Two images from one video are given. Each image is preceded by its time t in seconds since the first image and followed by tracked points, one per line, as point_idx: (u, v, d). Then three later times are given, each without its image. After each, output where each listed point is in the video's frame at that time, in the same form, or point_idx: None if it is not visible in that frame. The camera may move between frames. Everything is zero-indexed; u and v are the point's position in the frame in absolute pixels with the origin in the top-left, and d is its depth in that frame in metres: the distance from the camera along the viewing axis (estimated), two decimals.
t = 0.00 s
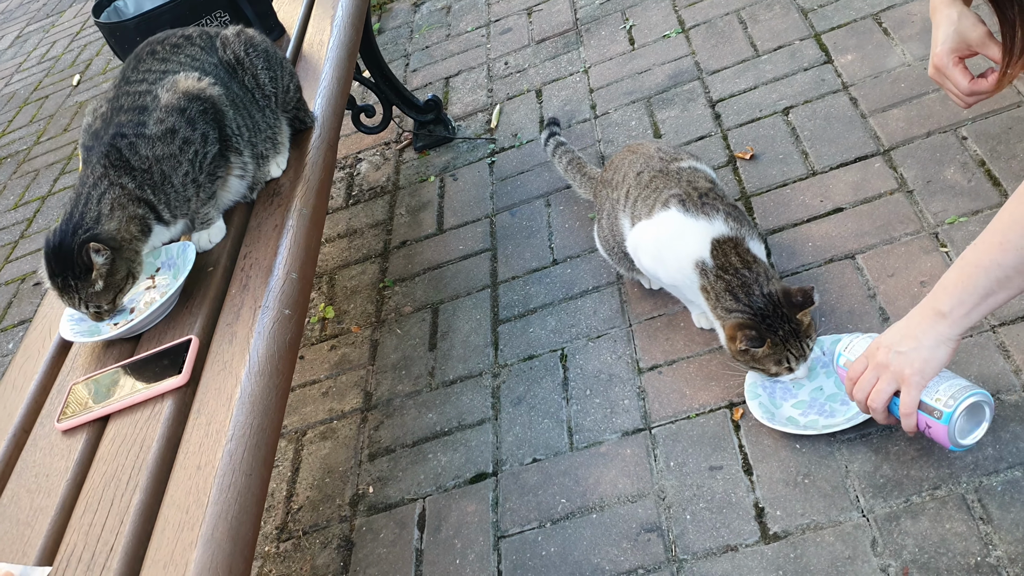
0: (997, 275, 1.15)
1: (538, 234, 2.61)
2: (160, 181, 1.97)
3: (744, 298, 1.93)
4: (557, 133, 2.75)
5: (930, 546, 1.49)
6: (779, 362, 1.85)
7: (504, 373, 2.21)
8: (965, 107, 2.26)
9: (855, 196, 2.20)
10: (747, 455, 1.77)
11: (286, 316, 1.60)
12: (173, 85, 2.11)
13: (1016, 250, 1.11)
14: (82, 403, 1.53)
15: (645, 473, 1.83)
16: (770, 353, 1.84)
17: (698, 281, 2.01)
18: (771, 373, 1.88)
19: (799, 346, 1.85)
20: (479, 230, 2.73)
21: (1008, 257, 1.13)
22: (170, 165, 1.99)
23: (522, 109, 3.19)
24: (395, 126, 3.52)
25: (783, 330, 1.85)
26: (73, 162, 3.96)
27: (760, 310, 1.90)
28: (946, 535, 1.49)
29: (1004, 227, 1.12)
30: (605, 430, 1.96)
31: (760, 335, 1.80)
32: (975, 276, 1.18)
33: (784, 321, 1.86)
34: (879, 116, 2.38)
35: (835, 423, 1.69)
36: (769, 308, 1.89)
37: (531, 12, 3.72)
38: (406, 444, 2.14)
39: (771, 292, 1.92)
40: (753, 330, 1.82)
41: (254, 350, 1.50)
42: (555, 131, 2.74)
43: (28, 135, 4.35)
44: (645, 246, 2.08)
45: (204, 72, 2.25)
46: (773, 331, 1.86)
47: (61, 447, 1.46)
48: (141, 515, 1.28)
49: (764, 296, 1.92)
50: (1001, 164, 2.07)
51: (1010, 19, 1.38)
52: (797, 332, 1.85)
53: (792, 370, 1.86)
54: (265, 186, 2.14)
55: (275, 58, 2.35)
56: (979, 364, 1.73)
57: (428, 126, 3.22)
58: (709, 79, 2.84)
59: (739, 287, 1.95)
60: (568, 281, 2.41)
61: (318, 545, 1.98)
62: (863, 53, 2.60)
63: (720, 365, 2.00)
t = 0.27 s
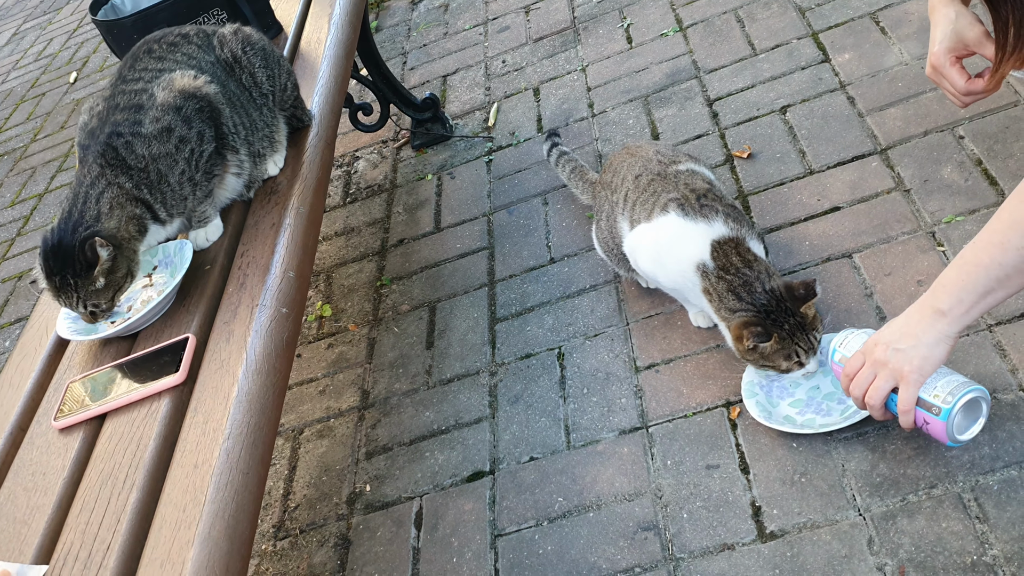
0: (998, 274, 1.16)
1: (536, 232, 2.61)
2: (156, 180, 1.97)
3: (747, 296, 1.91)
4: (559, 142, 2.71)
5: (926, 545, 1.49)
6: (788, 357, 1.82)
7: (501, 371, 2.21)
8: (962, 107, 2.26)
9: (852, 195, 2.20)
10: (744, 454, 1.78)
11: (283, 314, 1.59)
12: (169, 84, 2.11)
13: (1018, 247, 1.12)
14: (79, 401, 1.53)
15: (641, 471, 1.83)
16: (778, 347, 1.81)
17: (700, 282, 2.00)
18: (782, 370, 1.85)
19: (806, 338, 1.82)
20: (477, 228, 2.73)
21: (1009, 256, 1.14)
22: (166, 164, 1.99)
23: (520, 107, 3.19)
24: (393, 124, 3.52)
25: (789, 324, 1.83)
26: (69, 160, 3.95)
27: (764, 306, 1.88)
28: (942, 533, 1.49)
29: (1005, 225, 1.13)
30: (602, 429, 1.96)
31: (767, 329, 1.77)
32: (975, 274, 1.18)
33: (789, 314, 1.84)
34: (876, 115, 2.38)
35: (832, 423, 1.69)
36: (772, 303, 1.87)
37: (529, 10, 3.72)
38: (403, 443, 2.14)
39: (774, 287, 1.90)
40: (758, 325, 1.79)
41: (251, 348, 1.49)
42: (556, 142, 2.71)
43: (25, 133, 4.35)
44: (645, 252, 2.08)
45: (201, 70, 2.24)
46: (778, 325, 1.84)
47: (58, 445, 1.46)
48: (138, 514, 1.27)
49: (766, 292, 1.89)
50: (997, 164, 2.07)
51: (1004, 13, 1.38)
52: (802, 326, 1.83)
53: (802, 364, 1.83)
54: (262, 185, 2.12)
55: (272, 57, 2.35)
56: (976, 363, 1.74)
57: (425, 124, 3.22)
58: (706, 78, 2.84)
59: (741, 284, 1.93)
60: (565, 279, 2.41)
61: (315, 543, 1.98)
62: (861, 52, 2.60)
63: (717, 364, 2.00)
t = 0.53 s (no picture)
0: (995, 273, 1.15)
1: (535, 231, 2.61)
2: (154, 178, 1.97)
3: (743, 280, 1.94)
4: (555, 148, 2.70)
5: (925, 543, 1.49)
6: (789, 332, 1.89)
7: (501, 369, 2.21)
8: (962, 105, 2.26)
9: (851, 193, 2.20)
10: (744, 452, 1.78)
11: (282, 312, 1.59)
12: (167, 82, 2.11)
13: (1015, 245, 1.11)
14: (78, 399, 1.53)
15: (641, 470, 1.83)
16: (778, 324, 1.87)
17: (695, 275, 2.00)
18: (787, 346, 1.92)
19: (803, 310, 1.88)
20: (476, 226, 2.73)
21: (1006, 253, 1.13)
22: (164, 162, 1.99)
23: (519, 106, 3.18)
24: (392, 122, 3.52)
25: (784, 300, 1.88)
26: (68, 158, 3.95)
27: (757, 285, 1.92)
28: (942, 531, 1.49)
29: (1002, 224, 1.12)
30: (601, 427, 1.96)
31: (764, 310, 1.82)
32: (972, 273, 1.18)
33: (783, 290, 1.89)
34: (876, 113, 2.38)
35: (832, 420, 1.69)
36: (766, 281, 1.91)
37: (528, 8, 3.72)
38: (403, 441, 2.14)
39: (766, 266, 1.94)
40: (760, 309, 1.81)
41: (251, 346, 1.49)
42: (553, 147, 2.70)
43: (24, 131, 4.34)
44: (638, 247, 2.07)
45: (199, 68, 2.24)
46: (774, 301, 1.89)
47: (57, 443, 1.46)
48: (137, 513, 1.27)
49: (761, 273, 1.93)
50: (997, 162, 2.07)
51: (1006, 13, 1.38)
52: (798, 299, 1.88)
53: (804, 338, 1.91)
54: (262, 182, 2.11)
55: (271, 55, 2.35)
56: (976, 361, 1.74)
57: (425, 123, 3.21)
58: (706, 76, 2.84)
59: (736, 269, 1.95)
60: (565, 278, 2.41)
61: (314, 541, 1.98)
62: (860, 50, 2.60)
63: (716, 362, 2.00)
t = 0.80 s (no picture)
0: (996, 273, 1.16)
1: (535, 229, 2.61)
2: (152, 175, 1.96)
3: (755, 289, 1.93)
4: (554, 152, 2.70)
5: (926, 541, 1.49)
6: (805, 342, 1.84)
7: (501, 368, 2.21)
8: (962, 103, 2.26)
9: (852, 192, 2.20)
10: (744, 451, 1.77)
11: (282, 311, 1.59)
12: (167, 80, 2.11)
13: (1016, 246, 1.12)
14: (78, 398, 1.53)
15: (641, 468, 1.83)
16: (794, 333, 1.83)
17: (708, 284, 1.99)
18: (801, 355, 1.86)
19: (818, 320, 1.85)
20: (476, 225, 2.73)
21: (1007, 253, 1.14)
22: (162, 160, 1.99)
23: (519, 104, 3.18)
24: (392, 121, 3.52)
25: (799, 308, 1.86)
26: (68, 157, 3.95)
27: (773, 294, 1.90)
28: (942, 530, 1.49)
29: (1003, 223, 1.12)
30: (601, 426, 1.96)
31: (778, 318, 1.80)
32: (973, 273, 1.18)
33: (799, 299, 1.87)
34: (876, 111, 2.38)
35: (832, 419, 1.69)
36: (780, 290, 1.90)
37: (528, 7, 3.72)
38: (403, 440, 2.14)
39: (780, 274, 1.93)
40: (771, 317, 1.80)
41: (251, 345, 1.49)
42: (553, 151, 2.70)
43: (24, 130, 4.34)
44: (648, 259, 2.07)
45: (198, 67, 2.24)
46: (789, 310, 1.87)
47: (57, 442, 1.46)
48: (137, 511, 1.27)
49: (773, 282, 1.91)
50: (997, 160, 2.07)
51: (998, 11, 1.39)
52: (812, 307, 1.86)
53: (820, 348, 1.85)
54: (261, 181, 2.12)
55: (271, 53, 2.35)
56: (976, 359, 1.74)
57: (425, 122, 3.21)
58: (706, 75, 2.84)
59: (749, 279, 1.95)
60: (565, 276, 2.41)
61: (314, 540, 1.98)
62: (861, 49, 2.60)
63: (716, 361, 2.00)
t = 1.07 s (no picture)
0: (988, 272, 1.15)
1: (535, 229, 2.61)
2: (153, 172, 1.96)
3: (757, 289, 1.93)
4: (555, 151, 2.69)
5: (926, 540, 1.49)
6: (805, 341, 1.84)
7: (501, 367, 2.21)
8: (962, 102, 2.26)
9: (852, 191, 2.20)
10: (744, 450, 1.77)
11: (282, 310, 1.59)
12: (167, 79, 2.11)
13: (1007, 246, 1.11)
14: (78, 398, 1.52)
15: (641, 467, 1.83)
16: (795, 334, 1.84)
17: (709, 284, 2.00)
18: (801, 356, 1.86)
19: (820, 321, 1.84)
20: (476, 224, 2.73)
21: (999, 253, 1.13)
22: (163, 157, 1.99)
23: (519, 103, 3.18)
24: (392, 120, 3.52)
25: (800, 309, 1.86)
26: (68, 156, 3.95)
27: (775, 294, 1.91)
28: (942, 529, 1.49)
29: (995, 223, 1.12)
30: (601, 425, 1.96)
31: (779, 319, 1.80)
32: (966, 273, 1.18)
33: (800, 300, 1.86)
34: (876, 110, 2.38)
35: (832, 418, 1.69)
36: (784, 291, 1.90)
37: (528, 6, 3.71)
38: (403, 439, 2.14)
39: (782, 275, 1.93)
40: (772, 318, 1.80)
41: (251, 344, 1.49)
42: (553, 151, 2.69)
43: (23, 129, 4.34)
44: (650, 260, 2.08)
45: (199, 65, 2.24)
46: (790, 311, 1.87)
47: (57, 441, 1.46)
48: (136, 510, 1.27)
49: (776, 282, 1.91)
50: (997, 159, 2.07)
51: (993, 9, 1.40)
52: (815, 308, 1.85)
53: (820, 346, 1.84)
54: (260, 180, 2.13)
55: (270, 52, 2.35)
56: (976, 358, 1.74)
57: (425, 121, 3.21)
58: (706, 74, 2.84)
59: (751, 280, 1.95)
60: (565, 276, 2.41)
61: (314, 539, 1.98)
62: (860, 48, 2.60)
63: (716, 360, 2.00)
